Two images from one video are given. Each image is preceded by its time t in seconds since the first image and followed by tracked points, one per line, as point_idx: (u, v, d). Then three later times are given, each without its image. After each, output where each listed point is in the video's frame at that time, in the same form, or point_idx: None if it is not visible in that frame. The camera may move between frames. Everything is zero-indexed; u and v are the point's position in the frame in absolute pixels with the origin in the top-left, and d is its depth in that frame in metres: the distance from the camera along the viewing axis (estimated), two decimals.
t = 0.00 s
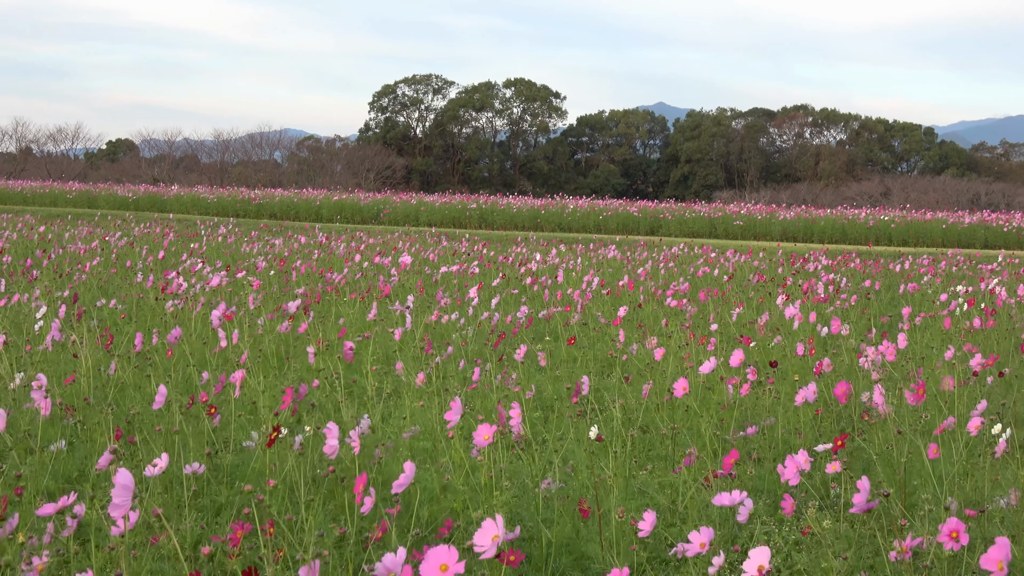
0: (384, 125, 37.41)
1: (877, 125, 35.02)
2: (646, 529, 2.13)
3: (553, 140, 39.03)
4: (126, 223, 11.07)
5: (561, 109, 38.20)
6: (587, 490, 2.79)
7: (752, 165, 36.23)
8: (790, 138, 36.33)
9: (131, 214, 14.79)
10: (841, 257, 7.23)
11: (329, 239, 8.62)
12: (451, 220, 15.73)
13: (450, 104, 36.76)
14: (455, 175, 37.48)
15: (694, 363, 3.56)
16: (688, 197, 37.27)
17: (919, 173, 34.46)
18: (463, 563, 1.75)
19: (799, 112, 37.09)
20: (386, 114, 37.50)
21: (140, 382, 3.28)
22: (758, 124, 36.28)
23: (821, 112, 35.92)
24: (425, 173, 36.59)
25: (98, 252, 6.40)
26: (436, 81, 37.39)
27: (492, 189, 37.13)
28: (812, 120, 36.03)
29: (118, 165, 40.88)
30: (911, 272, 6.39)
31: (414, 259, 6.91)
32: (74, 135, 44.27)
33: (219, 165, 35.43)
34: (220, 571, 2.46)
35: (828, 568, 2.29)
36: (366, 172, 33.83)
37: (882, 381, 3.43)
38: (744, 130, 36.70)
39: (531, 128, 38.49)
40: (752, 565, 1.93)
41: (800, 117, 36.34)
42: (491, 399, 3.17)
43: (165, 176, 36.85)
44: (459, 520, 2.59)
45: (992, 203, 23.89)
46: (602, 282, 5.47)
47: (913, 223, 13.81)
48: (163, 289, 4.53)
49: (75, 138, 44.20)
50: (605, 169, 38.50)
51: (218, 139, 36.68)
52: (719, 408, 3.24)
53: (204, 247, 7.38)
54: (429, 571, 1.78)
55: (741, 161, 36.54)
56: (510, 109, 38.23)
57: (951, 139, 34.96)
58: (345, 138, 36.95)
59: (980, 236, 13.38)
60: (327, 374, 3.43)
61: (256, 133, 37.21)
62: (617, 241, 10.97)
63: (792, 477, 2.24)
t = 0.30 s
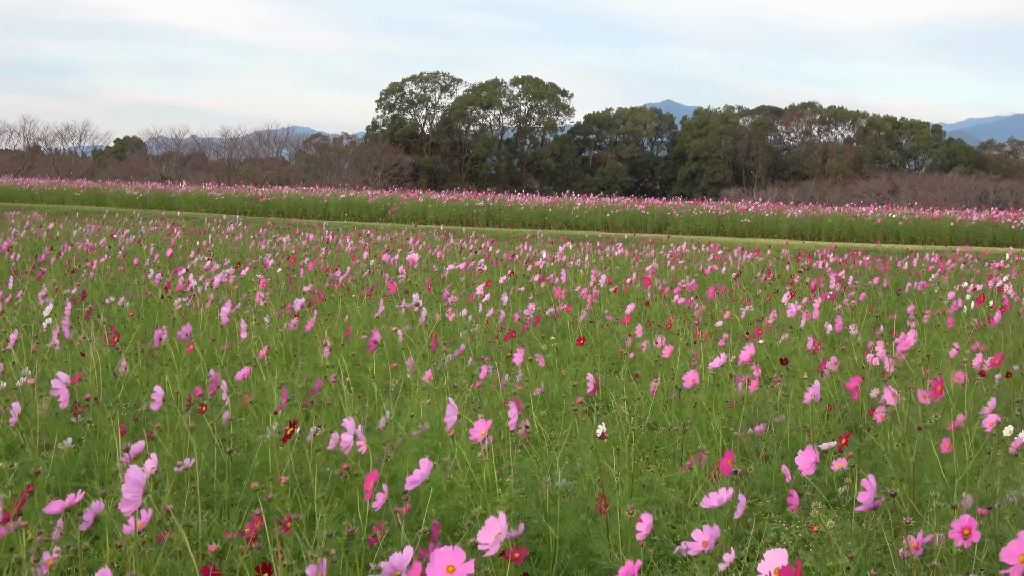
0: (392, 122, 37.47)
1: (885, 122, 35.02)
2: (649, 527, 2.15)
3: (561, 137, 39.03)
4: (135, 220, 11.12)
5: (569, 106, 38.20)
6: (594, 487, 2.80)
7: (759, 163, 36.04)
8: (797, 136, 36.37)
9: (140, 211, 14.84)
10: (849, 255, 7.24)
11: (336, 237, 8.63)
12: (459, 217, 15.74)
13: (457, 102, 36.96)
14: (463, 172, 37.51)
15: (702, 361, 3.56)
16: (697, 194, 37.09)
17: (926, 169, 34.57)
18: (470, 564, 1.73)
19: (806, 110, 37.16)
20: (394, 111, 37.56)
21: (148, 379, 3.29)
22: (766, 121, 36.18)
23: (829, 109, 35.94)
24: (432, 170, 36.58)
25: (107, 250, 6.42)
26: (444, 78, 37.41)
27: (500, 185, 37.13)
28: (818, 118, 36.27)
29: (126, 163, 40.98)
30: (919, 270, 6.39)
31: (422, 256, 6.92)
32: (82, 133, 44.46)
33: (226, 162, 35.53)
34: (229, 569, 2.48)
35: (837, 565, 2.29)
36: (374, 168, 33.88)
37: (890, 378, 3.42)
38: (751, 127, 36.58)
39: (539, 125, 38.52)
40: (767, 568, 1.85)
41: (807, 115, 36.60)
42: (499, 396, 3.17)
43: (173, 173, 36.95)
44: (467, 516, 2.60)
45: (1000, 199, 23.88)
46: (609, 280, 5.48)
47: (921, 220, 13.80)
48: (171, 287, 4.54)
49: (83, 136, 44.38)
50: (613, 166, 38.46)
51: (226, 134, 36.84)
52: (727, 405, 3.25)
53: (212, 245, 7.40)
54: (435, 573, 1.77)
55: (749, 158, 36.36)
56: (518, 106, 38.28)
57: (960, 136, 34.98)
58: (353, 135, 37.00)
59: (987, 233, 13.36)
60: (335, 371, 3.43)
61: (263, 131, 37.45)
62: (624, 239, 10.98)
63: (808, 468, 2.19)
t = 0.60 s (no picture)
0: (404, 113, 37.53)
1: (897, 113, 35.02)
2: (659, 518, 2.15)
3: (573, 129, 39.06)
4: (147, 212, 11.13)
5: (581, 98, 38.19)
6: (605, 478, 2.80)
7: (770, 154, 35.92)
8: (808, 128, 36.36)
9: (150, 202, 14.84)
10: (861, 246, 7.23)
11: (347, 228, 8.63)
12: (470, 208, 15.72)
13: (468, 94, 37.10)
14: (474, 164, 37.59)
15: (714, 351, 3.56)
16: (707, 185, 37.08)
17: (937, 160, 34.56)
18: (476, 557, 1.72)
19: (817, 101, 37.06)
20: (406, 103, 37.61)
21: (159, 370, 3.29)
22: (777, 112, 36.08)
23: (841, 101, 35.90)
24: (444, 162, 36.68)
25: (118, 241, 6.43)
26: (456, 70, 37.45)
27: (511, 177, 37.24)
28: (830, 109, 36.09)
29: (138, 155, 41.14)
30: (931, 261, 6.37)
31: (433, 247, 6.93)
32: (93, 125, 44.62)
33: (238, 153, 35.63)
34: (241, 559, 2.49)
35: (847, 556, 2.29)
36: (386, 160, 33.92)
37: (903, 370, 3.40)
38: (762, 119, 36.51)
39: (551, 117, 38.66)
40: (767, 563, 1.80)
41: (818, 106, 36.28)
42: (510, 387, 3.16)
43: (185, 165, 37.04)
44: (477, 507, 2.60)
45: (1013, 189, 23.84)
46: (620, 271, 5.48)
47: (933, 212, 13.77)
48: (182, 278, 4.54)
49: (96, 128, 44.57)
50: (624, 158, 38.50)
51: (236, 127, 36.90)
52: (738, 396, 3.24)
53: (223, 235, 7.41)
54: (445, 566, 1.76)
55: (760, 150, 36.22)
56: (530, 98, 38.39)
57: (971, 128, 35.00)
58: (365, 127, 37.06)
59: (1000, 225, 13.31)
60: (346, 362, 3.43)
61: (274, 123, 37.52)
62: (635, 230, 10.96)
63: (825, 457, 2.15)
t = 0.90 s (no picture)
0: (421, 109, 37.62)
1: (914, 109, 35.07)
2: (677, 516, 2.16)
3: (590, 124, 39.06)
4: (164, 209, 11.13)
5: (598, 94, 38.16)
6: (622, 475, 2.81)
7: (788, 151, 35.70)
8: (826, 124, 36.07)
9: (168, 199, 14.88)
10: (879, 243, 7.21)
11: (364, 224, 8.63)
12: (487, 205, 15.68)
13: (485, 90, 37.07)
14: (491, 160, 37.67)
15: (731, 348, 3.56)
16: (724, 181, 36.93)
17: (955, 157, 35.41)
18: (495, 549, 1.76)
19: (835, 97, 37.06)
20: (423, 99, 37.66)
21: (177, 367, 3.29)
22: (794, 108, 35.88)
23: (858, 97, 35.86)
24: (461, 157, 36.78)
25: (136, 238, 6.45)
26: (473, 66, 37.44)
27: (528, 173, 37.27)
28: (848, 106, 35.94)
29: (155, 151, 41.31)
30: (948, 258, 6.38)
31: (450, 244, 6.95)
32: (110, 122, 44.83)
33: (256, 149, 35.79)
34: (260, 555, 2.50)
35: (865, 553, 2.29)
36: (402, 157, 34.00)
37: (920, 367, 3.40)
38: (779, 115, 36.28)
39: (568, 112, 38.66)
40: (800, 554, 1.82)
41: (836, 103, 36.19)
42: (527, 383, 3.17)
43: (202, 161, 37.19)
44: (496, 504, 2.62)
45: None
46: (637, 268, 5.49)
47: (950, 208, 13.76)
48: (200, 274, 4.56)
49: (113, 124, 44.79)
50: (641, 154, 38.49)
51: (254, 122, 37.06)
52: (755, 394, 3.24)
53: (240, 232, 7.42)
54: (464, 559, 1.81)
55: (777, 146, 36.02)
56: (547, 94, 38.32)
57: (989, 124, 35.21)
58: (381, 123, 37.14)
59: (1018, 221, 13.30)
60: (363, 359, 3.43)
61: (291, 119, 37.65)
62: (651, 226, 10.95)
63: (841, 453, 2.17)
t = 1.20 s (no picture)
0: (445, 110, 37.76)
1: (940, 109, 35.10)
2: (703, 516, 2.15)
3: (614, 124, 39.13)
4: (188, 208, 11.15)
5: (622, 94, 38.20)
6: (647, 475, 2.81)
7: (813, 151, 35.76)
8: (852, 124, 35.92)
9: (193, 199, 14.95)
10: (905, 243, 7.20)
11: (389, 224, 8.66)
12: (511, 205, 15.69)
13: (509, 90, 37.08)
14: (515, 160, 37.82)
15: (757, 348, 3.56)
16: (749, 181, 36.79)
17: (981, 157, 35.78)
18: (521, 553, 1.70)
19: (860, 98, 37.09)
20: (448, 99, 37.82)
21: (202, 366, 3.30)
22: (819, 108, 35.66)
23: (883, 97, 35.88)
24: (485, 158, 36.95)
25: (161, 238, 6.49)
26: (496, 67, 37.51)
27: (551, 173, 37.35)
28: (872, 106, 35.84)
29: (180, 151, 41.65)
30: (974, 258, 6.38)
31: (475, 244, 6.97)
32: (135, 122, 45.09)
33: (281, 150, 36.05)
34: (284, 553, 2.51)
35: (891, 554, 2.28)
36: (427, 157, 34.12)
37: (946, 368, 3.39)
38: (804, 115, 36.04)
39: (592, 113, 38.68)
40: (814, 557, 1.84)
41: (861, 102, 36.18)
42: (552, 383, 3.17)
43: (227, 161, 37.47)
44: (520, 504, 2.62)
45: None
46: (661, 268, 5.49)
47: (976, 208, 13.72)
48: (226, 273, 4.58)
49: (139, 124, 45.14)
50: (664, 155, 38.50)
51: (281, 122, 37.44)
52: (780, 394, 3.24)
53: (265, 232, 7.44)
54: (488, 561, 1.76)
55: (802, 146, 36.03)
56: (571, 94, 38.35)
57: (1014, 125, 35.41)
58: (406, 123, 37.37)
59: None
60: (387, 358, 3.44)
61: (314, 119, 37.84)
62: (676, 226, 10.95)
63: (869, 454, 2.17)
